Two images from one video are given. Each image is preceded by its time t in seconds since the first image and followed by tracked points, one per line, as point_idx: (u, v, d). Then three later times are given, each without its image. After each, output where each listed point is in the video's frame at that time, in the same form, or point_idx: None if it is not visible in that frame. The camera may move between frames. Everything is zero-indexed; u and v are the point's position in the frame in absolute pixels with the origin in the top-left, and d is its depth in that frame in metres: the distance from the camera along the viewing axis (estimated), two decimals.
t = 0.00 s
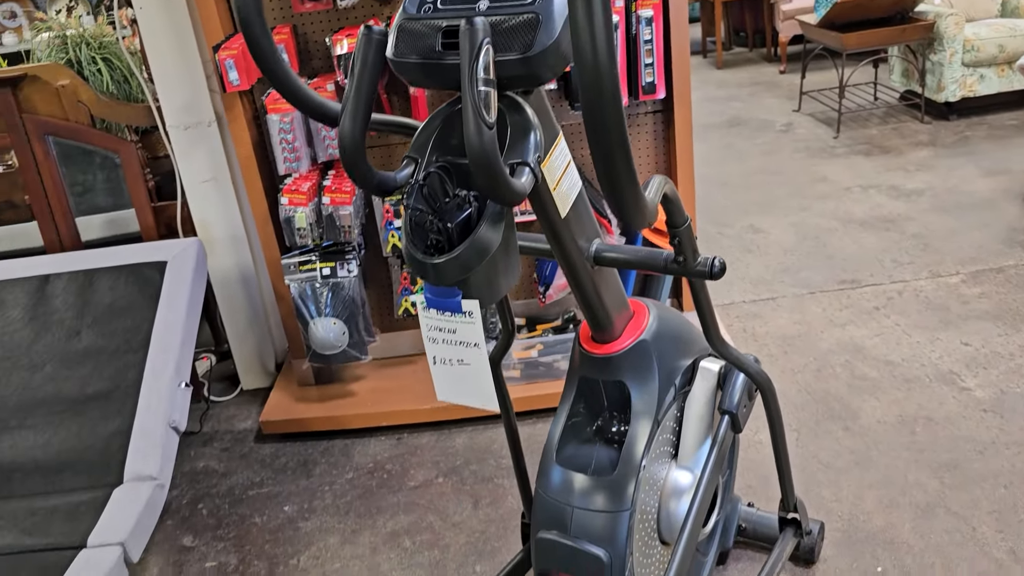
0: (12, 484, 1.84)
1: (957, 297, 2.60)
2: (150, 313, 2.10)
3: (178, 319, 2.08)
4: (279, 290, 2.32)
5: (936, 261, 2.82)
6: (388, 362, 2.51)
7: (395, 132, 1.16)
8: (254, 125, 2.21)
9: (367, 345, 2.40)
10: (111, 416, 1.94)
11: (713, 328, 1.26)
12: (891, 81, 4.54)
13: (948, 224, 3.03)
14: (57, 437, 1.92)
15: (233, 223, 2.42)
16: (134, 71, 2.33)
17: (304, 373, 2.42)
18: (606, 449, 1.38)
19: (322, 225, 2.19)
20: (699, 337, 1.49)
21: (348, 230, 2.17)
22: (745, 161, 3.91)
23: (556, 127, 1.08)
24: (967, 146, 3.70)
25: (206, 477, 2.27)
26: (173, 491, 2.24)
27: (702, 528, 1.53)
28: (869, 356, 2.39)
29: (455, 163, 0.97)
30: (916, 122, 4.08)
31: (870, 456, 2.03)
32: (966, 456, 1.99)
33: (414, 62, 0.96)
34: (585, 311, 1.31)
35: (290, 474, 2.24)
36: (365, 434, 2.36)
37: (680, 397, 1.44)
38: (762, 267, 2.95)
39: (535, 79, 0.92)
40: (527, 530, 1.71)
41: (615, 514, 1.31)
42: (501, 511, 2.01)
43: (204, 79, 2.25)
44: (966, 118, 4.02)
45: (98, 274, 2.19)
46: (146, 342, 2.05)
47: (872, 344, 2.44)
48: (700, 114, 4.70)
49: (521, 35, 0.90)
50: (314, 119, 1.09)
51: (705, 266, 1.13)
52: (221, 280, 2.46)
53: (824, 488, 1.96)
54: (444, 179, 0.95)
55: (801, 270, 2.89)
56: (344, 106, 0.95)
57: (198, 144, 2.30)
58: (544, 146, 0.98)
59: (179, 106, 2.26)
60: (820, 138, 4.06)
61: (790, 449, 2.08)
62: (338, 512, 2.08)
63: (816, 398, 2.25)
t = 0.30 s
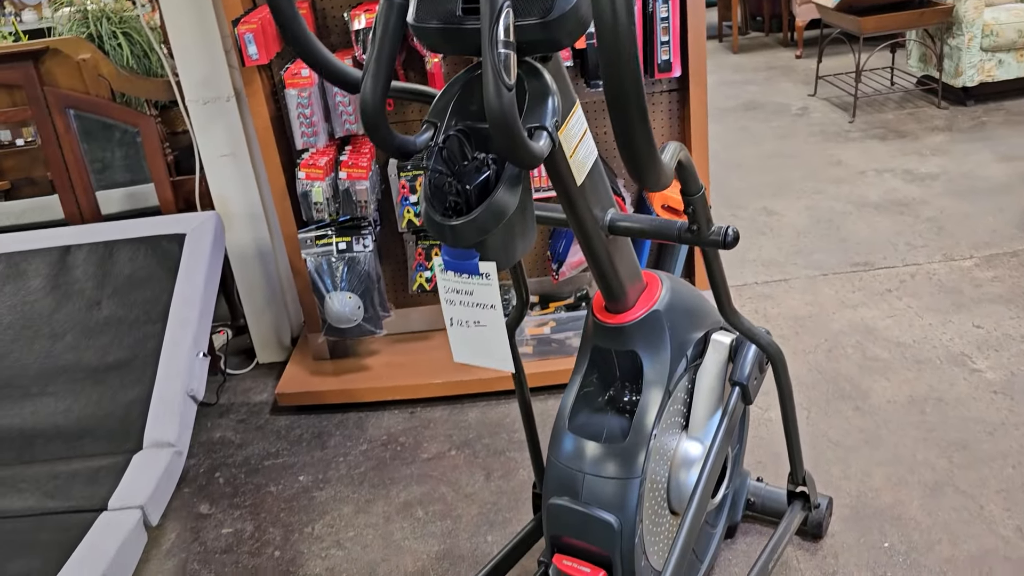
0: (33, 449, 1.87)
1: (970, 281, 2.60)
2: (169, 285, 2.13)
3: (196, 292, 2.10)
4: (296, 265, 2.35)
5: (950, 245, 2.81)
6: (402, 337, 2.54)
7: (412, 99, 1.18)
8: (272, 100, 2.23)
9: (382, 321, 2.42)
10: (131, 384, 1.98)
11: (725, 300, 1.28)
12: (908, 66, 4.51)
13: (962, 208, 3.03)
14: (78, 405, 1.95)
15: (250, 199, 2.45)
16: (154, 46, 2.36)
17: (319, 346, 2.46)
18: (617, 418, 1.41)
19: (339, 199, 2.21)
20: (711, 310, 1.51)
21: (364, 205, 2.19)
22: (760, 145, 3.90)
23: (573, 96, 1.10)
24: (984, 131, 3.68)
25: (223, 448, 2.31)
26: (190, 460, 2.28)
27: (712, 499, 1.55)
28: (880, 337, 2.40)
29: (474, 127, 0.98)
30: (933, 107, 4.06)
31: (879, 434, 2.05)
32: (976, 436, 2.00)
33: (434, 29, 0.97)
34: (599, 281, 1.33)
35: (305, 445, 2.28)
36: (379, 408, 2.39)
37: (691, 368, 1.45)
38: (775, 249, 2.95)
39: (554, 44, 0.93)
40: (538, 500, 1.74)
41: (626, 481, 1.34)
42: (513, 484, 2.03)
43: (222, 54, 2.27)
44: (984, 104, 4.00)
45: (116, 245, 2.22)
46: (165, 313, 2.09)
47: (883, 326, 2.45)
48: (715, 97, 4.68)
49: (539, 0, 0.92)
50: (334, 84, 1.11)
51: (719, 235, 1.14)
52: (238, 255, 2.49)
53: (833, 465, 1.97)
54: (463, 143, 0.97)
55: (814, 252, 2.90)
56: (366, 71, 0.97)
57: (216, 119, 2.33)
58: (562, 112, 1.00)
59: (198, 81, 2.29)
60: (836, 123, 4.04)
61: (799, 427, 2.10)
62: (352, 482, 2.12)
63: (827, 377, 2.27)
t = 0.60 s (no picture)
0: (46, 422, 1.89)
1: (974, 268, 2.61)
2: (179, 262, 2.16)
3: (206, 270, 2.13)
4: (304, 245, 2.37)
5: (955, 232, 2.82)
6: (408, 318, 2.57)
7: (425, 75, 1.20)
8: (282, 80, 2.25)
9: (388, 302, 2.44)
10: (142, 359, 2.00)
11: (732, 279, 1.30)
12: (916, 54, 4.50)
13: (967, 196, 3.03)
14: (89, 378, 1.98)
15: (259, 178, 2.47)
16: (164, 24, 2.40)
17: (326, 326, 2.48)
18: (623, 394, 1.43)
19: (348, 179, 2.23)
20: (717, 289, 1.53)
21: (373, 184, 2.22)
22: (766, 132, 3.90)
23: (584, 73, 1.11)
24: (991, 120, 3.68)
25: (231, 424, 2.34)
26: (199, 436, 2.31)
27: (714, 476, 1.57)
28: (883, 322, 2.42)
29: (487, 101, 1.00)
30: (940, 96, 4.06)
31: (881, 418, 2.07)
32: (976, 420, 2.02)
33: (449, 4, 0.99)
34: (607, 258, 1.34)
35: (312, 423, 2.30)
36: (385, 386, 2.42)
37: (696, 347, 1.47)
38: (780, 235, 2.96)
39: (567, 20, 0.95)
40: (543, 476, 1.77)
41: (631, 455, 1.36)
42: (518, 461, 2.06)
43: (233, 34, 2.29)
44: (991, 93, 3.99)
45: (127, 222, 2.25)
46: (175, 290, 2.11)
47: (887, 312, 2.46)
48: (722, 84, 4.68)
49: None
50: (348, 60, 1.13)
51: (725, 213, 1.17)
52: (246, 233, 2.52)
53: (834, 446, 2.00)
54: (477, 117, 0.98)
55: (818, 238, 2.91)
56: (382, 45, 0.98)
57: (227, 99, 2.35)
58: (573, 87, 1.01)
59: (209, 60, 2.30)
60: (842, 110, 4.04)
61: (802, 409, 2.12)
62: (358, 459, 2.14)
63: (829, 361, 2.29)
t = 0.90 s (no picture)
0: (54, 397, 1.91)
1: (975, 257, 2.63)
2: (186, 242, 2.18)
3: (213, 249, 2.15)
4: (310, 227, 2.38)
5: (956, 222, 2.84)
6: (412, 301, 2.59)
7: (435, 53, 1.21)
8: (290, 61, 2.26)
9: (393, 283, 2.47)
10: (150, 336, 2.02)
11: (737, 258, 1.32)
12: (919, 46, 4.50)
13: (969, 186, 3.05)
14: (98, 354, 2.00)
15: (265, 159, 2.48)
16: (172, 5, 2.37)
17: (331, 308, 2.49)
18: (627, 371, 1.45)
19: (354, 161, 2.24)
20: (721, 270, 1.54)
21: (378, 166, 2.22)
22: (770, 121, 3.91)
23: (594, 51, 1.14)
24: (993, 112, 3.69)
25: (236, 403, 2.36)
26: (204, 414, 2.33)
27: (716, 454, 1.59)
28: (884, 309, 2.44)
29: (500, 77, 1.01)
30: (943, 87, 4.07)
31: (880, 402, 2.09)
32: (975, 405, 2.04)
33: None
34: (613, 237, 1.36)
35: (316, 402, 2.32)
36: (389, 367, 2.44)
37: (699, 327, 1.49)
38: (782, 223, 2.98)
39: None
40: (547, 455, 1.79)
41: (634, 431, 1.38)
42: (520, 442, 2.08)
43: (241, 16, 2.30)
44: (994, 85, 4.00)
45: (136, 201, 2.28)
46: (183, 268, 2.13)
47: (887, 299, 2.49)
48: (726, 73, 4.69)
49: None
50: (361, 34, 1.14)
51: (732, 191, 1.18)
52: (252, 214, 2.53)
53: (833, 430, 2.02)
54: (489, 92, 1.00)
55: (820, 226, 2.93)
56: (397, 19, 1.00)
57: (234, 80, 2.37)
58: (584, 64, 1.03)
59: (217, 42, 2.32)
60: (845, 100, 4.05)
61: (802, 393, 2.15)
62: (362, 437, 2.17)
63: (829, 347, 2.31)
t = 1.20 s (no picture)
0: (62, 374, 1.93)
1: (976, 248, 2.64)
2: (193, 223, 2.19)
3: (219, 230, 2.16)
4: (315, 210, 2.39)
5: (958, 213, 2.85)
6: (415, 286, 2.62)
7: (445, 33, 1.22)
8: (297, 44, 2.27)
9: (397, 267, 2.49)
10: (157, 315, 2.04)
11: (741, 242, 1.33)
12: (924, 38, 4.50)
13: (971, 178, 3.06)
14: (105, 333, 2.02)
15: (271, 142, 2.50)
16: None
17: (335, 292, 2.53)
18: (629, 353, 1.47)
19: (361, 145, 2.26)
20: (723, 254, 1.56)
21: (384, 150, 2.25)
22: (774, 111, 3.92)
23: (603, 34, 1.15)
24: (997, 104, 3.69)
25: (240, 383, 2.38)
26: (209, 394, 2.35)
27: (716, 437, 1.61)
28: (884, 299, 2.46)
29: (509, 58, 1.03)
30: (947, 80, 4.07)
31: (879, 389, 2.11)
32: (973, 393, 2.06)
33: None
34: (618, 219, 1.38)
35: (320, 384, 2.35)
36: (393, 350, 2.46)
37: (702, 310, 1.51)
38: (785, 212, 2.99)
39: None
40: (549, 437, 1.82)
41: (636, 411, 1.40)
42: (522, 425, 2.10)
43: None
44: (998, 78, 4.01)
45: (142, 182, 2.29)
46: (189, 249, 2.15)
47: (888, 288, 2.50)
48: (730, 64, 4.69)
49: None
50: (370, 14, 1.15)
51: (737, 173, 1.20)
52: (257, 197, 2.55)
53: (833, 416, 2.04)
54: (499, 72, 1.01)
55: (822, 216, 2.94)
56: None
57: (241, 63, 2.38)
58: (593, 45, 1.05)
59: (224, 25, 2.33)
60: (850, 92, 4.06)
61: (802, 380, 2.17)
62: (366, 419, 2.19)
63: (830, 335, 2.33)
